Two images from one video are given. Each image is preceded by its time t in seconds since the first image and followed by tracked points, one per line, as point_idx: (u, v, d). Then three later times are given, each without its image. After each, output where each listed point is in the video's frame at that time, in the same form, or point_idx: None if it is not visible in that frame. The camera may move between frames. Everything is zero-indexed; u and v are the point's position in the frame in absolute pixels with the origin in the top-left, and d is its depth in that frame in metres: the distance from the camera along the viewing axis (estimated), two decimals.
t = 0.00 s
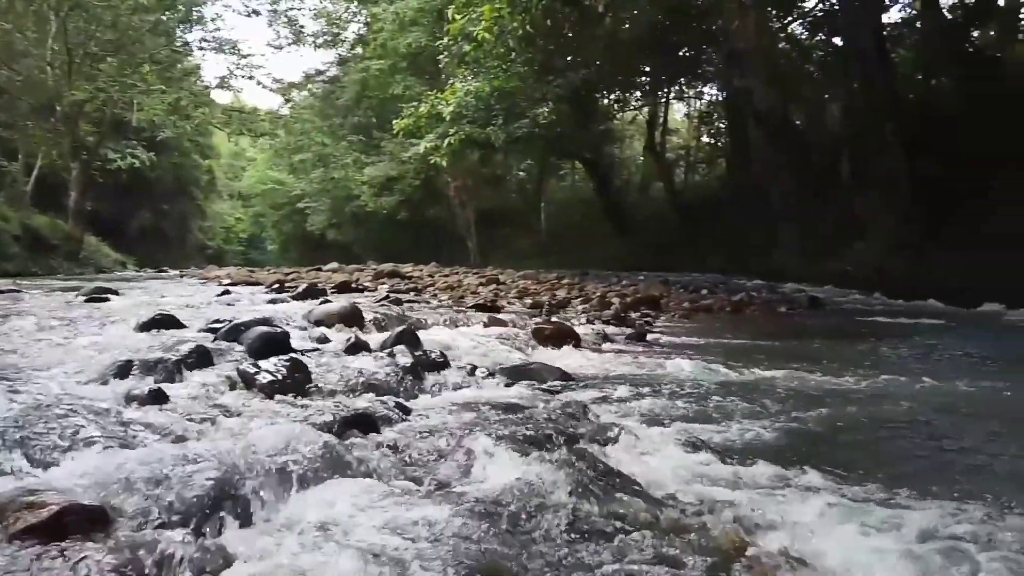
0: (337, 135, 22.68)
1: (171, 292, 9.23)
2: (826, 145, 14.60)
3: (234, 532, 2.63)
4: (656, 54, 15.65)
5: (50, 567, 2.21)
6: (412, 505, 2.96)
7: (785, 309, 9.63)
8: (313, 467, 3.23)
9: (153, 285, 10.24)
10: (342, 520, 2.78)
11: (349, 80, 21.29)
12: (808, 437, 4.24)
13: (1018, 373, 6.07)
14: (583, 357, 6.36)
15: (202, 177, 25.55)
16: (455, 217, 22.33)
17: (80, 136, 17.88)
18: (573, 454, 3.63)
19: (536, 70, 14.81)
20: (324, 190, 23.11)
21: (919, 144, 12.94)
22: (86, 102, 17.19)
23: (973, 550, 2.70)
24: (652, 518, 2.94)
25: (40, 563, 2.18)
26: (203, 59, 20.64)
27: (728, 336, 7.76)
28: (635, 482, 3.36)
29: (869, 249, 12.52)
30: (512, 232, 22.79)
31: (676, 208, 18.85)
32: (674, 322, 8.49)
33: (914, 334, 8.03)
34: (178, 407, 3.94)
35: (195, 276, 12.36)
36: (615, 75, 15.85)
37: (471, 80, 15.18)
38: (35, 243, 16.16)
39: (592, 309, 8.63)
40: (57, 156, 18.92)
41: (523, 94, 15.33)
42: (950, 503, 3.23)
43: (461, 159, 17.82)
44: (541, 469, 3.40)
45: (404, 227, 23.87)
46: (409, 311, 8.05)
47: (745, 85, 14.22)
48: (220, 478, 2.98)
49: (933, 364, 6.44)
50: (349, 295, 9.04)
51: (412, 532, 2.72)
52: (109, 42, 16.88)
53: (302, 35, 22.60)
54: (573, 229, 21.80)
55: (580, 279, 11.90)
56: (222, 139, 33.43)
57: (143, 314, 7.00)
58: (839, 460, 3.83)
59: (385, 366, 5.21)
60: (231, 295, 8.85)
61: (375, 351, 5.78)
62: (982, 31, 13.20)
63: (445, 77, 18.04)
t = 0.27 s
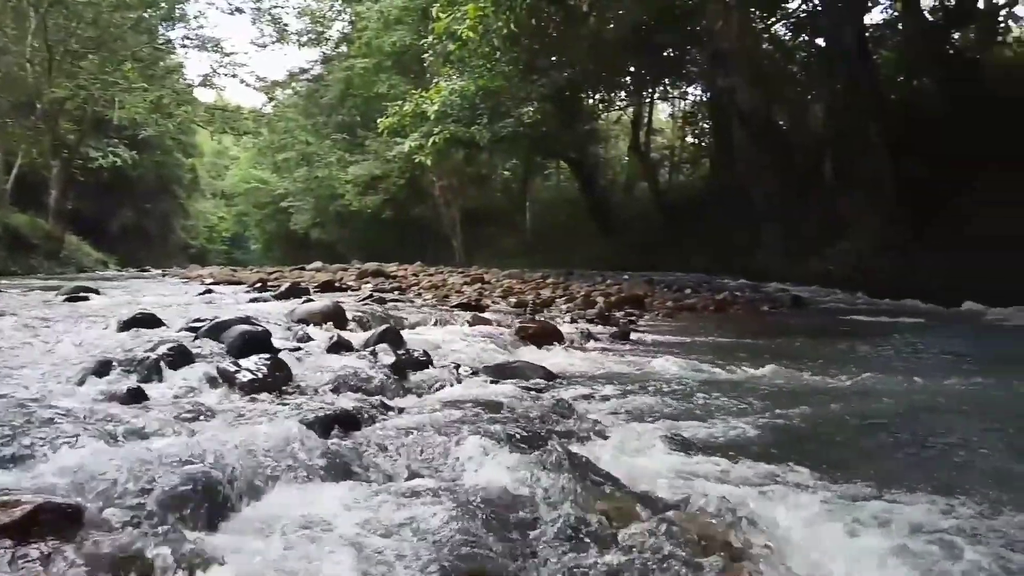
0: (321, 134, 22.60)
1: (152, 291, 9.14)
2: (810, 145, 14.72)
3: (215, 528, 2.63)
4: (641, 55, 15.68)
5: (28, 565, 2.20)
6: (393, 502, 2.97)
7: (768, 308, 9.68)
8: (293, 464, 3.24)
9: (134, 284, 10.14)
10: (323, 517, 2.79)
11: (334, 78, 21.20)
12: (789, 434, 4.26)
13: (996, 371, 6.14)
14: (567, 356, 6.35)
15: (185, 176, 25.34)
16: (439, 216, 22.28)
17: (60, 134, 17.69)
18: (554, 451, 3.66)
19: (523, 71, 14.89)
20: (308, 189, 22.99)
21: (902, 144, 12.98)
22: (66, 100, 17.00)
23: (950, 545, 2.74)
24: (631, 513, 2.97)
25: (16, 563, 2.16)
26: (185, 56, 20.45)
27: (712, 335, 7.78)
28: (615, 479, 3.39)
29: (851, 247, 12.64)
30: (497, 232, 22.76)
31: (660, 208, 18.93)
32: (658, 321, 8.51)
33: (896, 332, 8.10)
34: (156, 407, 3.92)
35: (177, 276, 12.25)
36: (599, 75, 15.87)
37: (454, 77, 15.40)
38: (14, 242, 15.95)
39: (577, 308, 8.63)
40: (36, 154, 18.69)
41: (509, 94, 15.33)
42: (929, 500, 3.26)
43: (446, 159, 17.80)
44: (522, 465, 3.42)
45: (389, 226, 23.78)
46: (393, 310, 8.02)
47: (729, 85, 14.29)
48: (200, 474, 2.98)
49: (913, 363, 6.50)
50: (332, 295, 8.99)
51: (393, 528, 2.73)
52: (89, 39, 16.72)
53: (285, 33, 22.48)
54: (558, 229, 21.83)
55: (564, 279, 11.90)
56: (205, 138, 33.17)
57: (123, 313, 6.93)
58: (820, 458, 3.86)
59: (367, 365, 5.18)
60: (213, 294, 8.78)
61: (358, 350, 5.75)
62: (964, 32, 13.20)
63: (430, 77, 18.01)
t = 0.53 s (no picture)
0: (302, 132, 22.55)
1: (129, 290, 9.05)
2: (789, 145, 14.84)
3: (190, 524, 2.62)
4: (622, 55, 15.73)
5: None
6: (371, 498, 2.97)
7: (748, 306, 9.74)
8: (270, 463, 3.23)
9: (112, 283, 10.04)
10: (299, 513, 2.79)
11: (315, 76, 21.15)
12: (767, 431, 4.30)
13: (970, 368, 6.23)
14: (547, 354, 6.36)
15: (165, 174, 25.11)
16: (422, 215, 22.23)
17: (38, 131, 17.48)
18: (532, 447, 3.67)
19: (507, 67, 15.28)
20: (289, 188, 22.88)
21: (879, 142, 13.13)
22: (43, 97, 16.79)
23: (924, 539, 2.78)
24: (610, 508, 2.99)
25: None
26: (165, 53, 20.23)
27: (693, 333, 7.82)
28: (592, 474, 3.41)
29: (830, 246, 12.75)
30: (480, 231, 22.70)
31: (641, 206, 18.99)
32: (639, 320, 8.53)
33: (874, 330, 8.19)
34: (131, 404, 3.90)
35: (157, 274, 12.14)
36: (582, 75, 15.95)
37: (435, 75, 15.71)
38: None
39: (559, 307, 8.64)
40: (13, 152, 18.43)
41: (492, 92, 15.37)
42: (905, 495, 3.30)
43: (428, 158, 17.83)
44: (500, 462, 3.43)
45: (372, 225, 23.71)
46: (374, 309, 7.98)
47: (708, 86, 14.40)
48: (175, 475, 2.97)
49: (890, 360, 6.57)
50: (313, 293, 8.94)
51: (369, 524, 2.73)
52: (65, 33, 16.28)
53: (267, 31, 22.35)
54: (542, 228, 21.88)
55: (547, 278, 11.92)
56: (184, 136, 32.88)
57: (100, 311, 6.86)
58: (798, 454, 3.89)
59: (346, 363, 5.17)
60: (192, 293, 8.71)
61: (337, 349, 5.72)
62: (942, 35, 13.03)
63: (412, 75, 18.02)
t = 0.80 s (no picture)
0: (281, 130, 22.44)
1: (104, 289, 8.93)
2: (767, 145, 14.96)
3: (164, 529, 2.60)
4: (603, 54, 15.76)
5: None
6: (347, 498, 2.97)
7: (726, 305, 9.81)
8: (244, 464, 3.22)
9: (85, 282, 9.90)
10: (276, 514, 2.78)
11: (294, 74, 21.05)
12: (743, 426, 4.33)
13: (942, 364, 6.33)
14: (526, 352, 6.37)
15: (141, 172, 24.83)
16: (403, 214, 22.18)
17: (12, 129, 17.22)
18: (508, 444, 3.68)
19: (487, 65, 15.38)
20: (268, 187, 22.73)
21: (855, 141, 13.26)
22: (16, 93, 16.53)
23: (897, 532, 2.82)
24: (587, 503, 3.01)
25: None
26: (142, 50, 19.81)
27: (671, 331, 7.87)
28: (569, 470, 3.43)
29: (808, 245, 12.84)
30: (461, 230, 22.68)
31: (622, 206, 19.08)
32: (618, 318, 8.57)
33: (851, 328, 8.28)
34: (104, 403, 3.87)
35: (132, 274, 11.99)
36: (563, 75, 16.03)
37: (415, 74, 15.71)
38: None
39: (538, 305, 8.65)
40: None
41: (473, 90, 15.46)
42: (879, 489, 3.34)
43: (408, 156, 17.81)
44: (476, 457, 3.44)
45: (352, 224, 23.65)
46: (353, 308, 7.95)
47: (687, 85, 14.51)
48: (149, 474, 2.97)
49: (865, 357, 6.65)
50: (291, 292, 8.88)
51: (345, 523, 2.74)
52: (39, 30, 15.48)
53: (245, 28, 22.18)
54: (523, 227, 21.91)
55: (527, 277, 11.93)
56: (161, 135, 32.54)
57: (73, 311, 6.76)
58: (775, 449, 3.92)
59: (324, 360, 5.14)
60: (168, 292, 8.62)
61: (314, 346, 5.69)
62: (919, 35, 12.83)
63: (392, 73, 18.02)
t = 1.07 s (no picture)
0: (265, 128, 22.35)
1: (84, 288, 8.85)
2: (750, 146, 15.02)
3: (137, 526, 2.61)
4: (588, 53, 15.78)
5: None
6: (324, 496, 2.98)
7: (710, 303, 9.86)
8: (219, 460, 3.23)
9: (65, 281, 9.80)
10: (250, 509, 2.80)
11: (278, 72, 20.97)
12: (725, 423, 4.35)
13: (920, 361, 6.39)
14: (510, 350, 6.37)
15: (123, 170, 24.61)
16: (387, 212, 22.13)
17: None
18: (487, 438, 3.71)
19: (472, 63, 15.43)
20: (252, 185, 22.62)
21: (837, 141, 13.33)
22: None
23: (866, 528, 2.84)
24: (561, 498, 3.05)
25: None
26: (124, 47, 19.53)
27: (655, 329, 7.90)
28: (552, 467, 3.44)
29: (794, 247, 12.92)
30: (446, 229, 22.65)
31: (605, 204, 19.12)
32: (602, 316, 8.58)
33: (831, 325, 8.35)
34: (82, 401, 3.85)
35: (112, 272, 11.88)
36: (548, 74, 16.07)
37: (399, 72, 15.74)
38: None
39: (523, 304, 8.65)
40: None
41: (458, 88, 15.50)
42: (851, 485, 3.37)
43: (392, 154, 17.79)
44: (455, 452, 3.47)
45: (337, 223, 23.58)
46: (336, 306, 7.92)
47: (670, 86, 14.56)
48: (128, 473, 2.97)
49: (845, 354, 6.70)
50: (274, 291, 8.83)
51: (326, 521, 2.74)
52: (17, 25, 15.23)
53: (229, 25, 22.04)
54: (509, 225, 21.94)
55: (512, 275, 11.93)
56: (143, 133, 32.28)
57: (52, 309, 6.70)
58: (756, 445, 3.94)
59: (305, 358, 5.12)
60: (150, 290, 8.54)
61: (296, 344, 5.67)
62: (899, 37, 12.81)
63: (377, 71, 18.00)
